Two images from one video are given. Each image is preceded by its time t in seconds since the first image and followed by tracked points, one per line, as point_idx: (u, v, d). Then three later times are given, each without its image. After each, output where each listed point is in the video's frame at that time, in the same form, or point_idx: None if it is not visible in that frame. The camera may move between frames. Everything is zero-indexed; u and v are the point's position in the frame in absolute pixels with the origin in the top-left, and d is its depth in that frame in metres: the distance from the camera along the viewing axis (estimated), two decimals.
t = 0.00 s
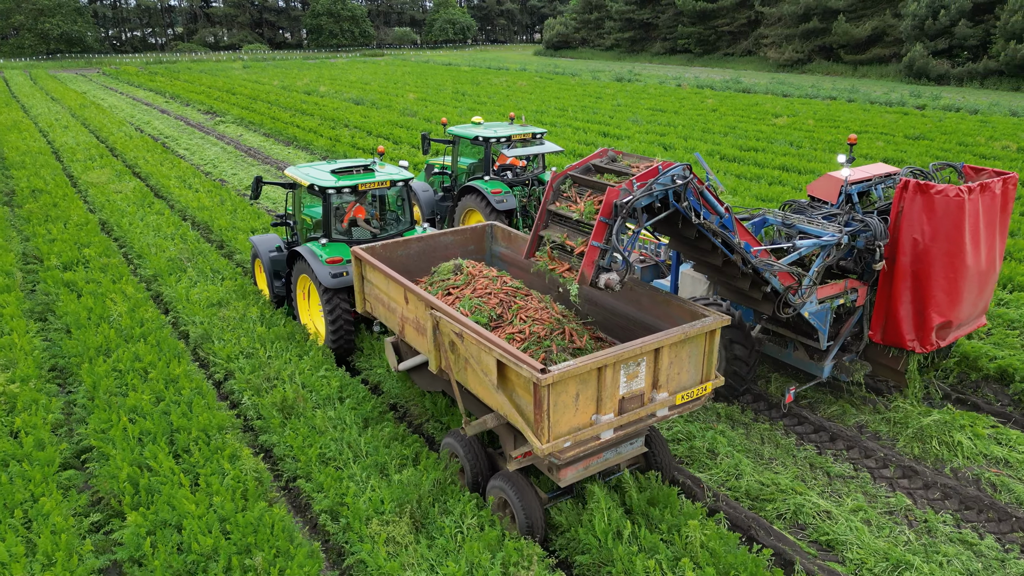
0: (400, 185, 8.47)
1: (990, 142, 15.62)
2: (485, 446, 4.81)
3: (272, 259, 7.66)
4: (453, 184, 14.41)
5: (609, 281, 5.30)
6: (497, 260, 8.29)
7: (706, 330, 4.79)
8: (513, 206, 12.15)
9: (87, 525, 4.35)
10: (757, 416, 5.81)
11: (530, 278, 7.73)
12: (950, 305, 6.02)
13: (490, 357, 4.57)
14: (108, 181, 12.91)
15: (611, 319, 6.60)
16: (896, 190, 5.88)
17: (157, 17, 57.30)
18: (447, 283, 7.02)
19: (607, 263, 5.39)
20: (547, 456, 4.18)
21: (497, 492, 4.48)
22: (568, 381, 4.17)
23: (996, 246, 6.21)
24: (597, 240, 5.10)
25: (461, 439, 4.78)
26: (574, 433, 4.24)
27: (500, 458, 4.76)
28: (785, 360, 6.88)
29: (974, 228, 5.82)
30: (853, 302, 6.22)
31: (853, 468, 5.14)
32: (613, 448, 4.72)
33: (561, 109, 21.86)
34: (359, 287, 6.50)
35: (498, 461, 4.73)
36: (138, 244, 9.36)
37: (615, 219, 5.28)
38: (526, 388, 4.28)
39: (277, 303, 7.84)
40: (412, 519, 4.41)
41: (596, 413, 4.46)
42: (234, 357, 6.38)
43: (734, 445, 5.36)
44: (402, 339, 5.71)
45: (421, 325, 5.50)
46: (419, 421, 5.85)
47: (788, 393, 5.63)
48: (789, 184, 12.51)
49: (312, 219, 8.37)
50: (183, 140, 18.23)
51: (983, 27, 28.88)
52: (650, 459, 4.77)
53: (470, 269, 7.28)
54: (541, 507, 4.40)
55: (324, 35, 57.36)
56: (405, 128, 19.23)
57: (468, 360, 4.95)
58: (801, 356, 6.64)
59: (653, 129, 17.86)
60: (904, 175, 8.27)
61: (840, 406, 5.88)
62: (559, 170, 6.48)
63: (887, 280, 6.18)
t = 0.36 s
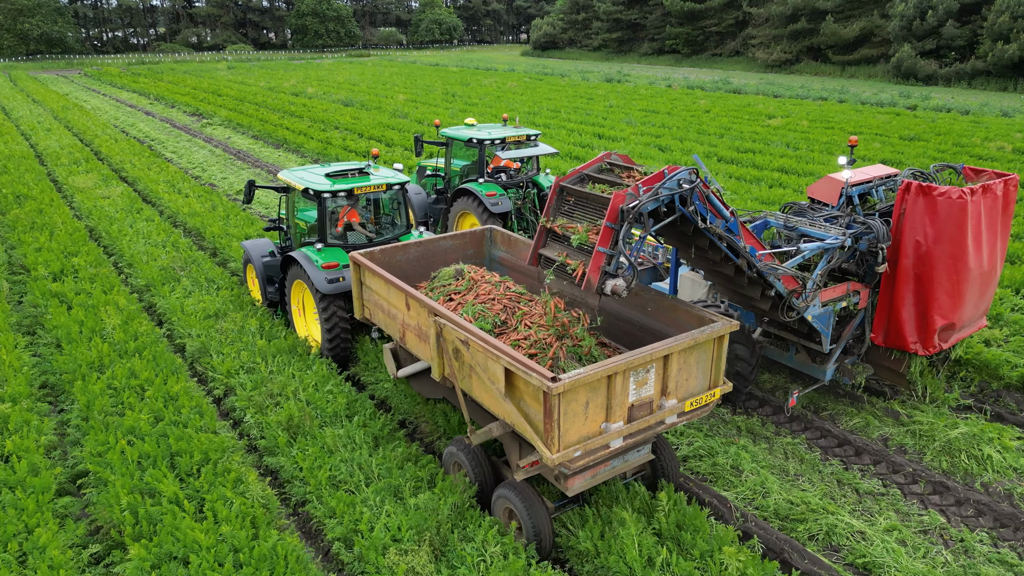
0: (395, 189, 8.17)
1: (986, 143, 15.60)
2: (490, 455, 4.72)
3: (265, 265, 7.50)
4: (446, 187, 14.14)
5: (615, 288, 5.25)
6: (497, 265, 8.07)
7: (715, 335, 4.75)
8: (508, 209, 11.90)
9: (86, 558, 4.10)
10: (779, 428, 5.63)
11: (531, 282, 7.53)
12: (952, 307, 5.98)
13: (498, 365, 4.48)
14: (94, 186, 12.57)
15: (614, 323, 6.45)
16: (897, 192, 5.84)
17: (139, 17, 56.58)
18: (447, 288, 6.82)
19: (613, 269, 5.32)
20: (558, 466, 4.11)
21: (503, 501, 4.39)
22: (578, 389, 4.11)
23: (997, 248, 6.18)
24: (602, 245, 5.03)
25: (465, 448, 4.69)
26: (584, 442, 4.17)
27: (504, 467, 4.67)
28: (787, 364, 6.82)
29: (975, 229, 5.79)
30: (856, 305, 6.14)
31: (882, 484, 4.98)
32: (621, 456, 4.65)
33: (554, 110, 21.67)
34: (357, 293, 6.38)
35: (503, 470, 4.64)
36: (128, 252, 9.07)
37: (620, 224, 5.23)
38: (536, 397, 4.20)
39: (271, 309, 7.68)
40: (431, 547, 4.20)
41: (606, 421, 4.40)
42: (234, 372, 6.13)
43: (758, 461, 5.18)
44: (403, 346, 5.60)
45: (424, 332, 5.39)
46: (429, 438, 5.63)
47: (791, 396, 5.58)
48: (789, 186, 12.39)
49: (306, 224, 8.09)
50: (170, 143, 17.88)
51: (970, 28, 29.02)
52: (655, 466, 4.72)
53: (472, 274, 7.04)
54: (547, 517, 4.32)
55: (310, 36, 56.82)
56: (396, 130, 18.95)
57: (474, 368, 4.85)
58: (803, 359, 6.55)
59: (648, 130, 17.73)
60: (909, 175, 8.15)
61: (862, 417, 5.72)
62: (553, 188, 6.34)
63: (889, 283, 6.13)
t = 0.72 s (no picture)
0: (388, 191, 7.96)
1: (977, 144, 15.61)
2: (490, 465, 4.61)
3: (253, 271, 7.28)
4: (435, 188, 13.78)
5: (617, 291, 5.19)
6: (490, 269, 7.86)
7: (717, 340, 4.68)
8: (500, 211, 11.60)
9: None
10: (796, 441, 5.47)
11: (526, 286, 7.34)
12: (950, 309, 5.95)
13: (500, 374, 4.34)
14: (75, 191, 12.19)
15: (611, 327, 6.34)
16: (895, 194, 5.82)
17: (116, 17, 55.63)
18: (442, 292, 6.65)
19: (614, 272, 5.27)
20: (563, 476, 4.00)
21: (504, 511, 4.31)
22: (583, 398, 4.02)
23: (993, 250, 6.17)
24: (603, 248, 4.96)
25: (464, 457, 4.61)
26: (589, 452, 4.08)
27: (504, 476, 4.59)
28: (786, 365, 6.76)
29: (974, 231, 5.76)
30: (853, 307, 6.12)
31: (908, 500, 4.83)
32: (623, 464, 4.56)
33: (543, 111, 21.47)
34: (349, 300, 6.24)
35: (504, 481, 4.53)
36: (113, 261, 8.75)
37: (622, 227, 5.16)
38: (539, 406, 4.09)
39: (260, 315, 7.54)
40: None
41: (610, 430, 4.30)
42: (229, 388, 5.88)
43: (780, 477, 5.00)
44: (398, 353, 5.45)
45: (420, 339, 5.25)
46: (436, 455, 5.41)
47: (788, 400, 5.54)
48: (786, 188, 12.29)
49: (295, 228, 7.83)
50: (152, 146, 17.49)
51: (953, 28, 29.23)
52: (657, 474, 4.64)
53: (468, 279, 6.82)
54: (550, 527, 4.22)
55: (291, 36, 56.19)
56: (384, 132, 18.65)
57: (472, 377, 4.73)
58: (801, 361, 6.48)
59: (639, 131, 17.59)
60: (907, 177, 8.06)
61: (882, 428, 5.57)
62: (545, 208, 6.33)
63: (886, 284, 6.11)
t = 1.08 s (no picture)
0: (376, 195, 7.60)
1: (967, 144, 15.62)
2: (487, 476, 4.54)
3: (238, 277, 7.19)
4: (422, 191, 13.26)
5: (620, 298, 5.04)
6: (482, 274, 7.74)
7: (720, 346, 4.63)
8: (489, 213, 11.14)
9: None
10: (816, 454, 5.29)
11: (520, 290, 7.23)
12: (946, 310, 5.83)
13: (500, 383, 4.26)
14: (53, 197, 11.79)
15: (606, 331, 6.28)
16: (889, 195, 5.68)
17: (91, 17, 54.59)
18: (434, 298, 6.57)
19: (617, 278, 5.08)
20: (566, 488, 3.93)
21: (503, 522, 4.21)
22: (586, 408, 3.94)
23: (988, 250, 6.04)
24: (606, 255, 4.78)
25: (460, 467, 4.49)
26: (591, 463, 4.00)
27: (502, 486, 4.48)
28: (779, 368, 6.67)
29: (969, 232, 5.65)
30: (849, 309, 6.05)
31: (936, 517, 4.66)
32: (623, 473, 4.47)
33: (530, 113, 21.27)
34: (340, 305, 6.11)
35: (501, 492, 4.46)
36: (95, 271, 8.41)
37: (624, 232, 4.99)
38: (540, 417, 4.02)
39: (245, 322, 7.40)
40: None
41: (612, 439, 4.23)
42: (223, 407, 5.59)
43: (803, 494, 4.81)
44: (391, 361, 5.35)
45: (414, 348, 5.13)
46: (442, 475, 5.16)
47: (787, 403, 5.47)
48: (781, 190, 12.18)
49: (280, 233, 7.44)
50: (132, 150, 17.05)
51: (935, 29, 29.44)
52: (657, 482, 4.57)
53: (461, 284, 6.75)
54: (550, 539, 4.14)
55: (270, 36, 55.48)
56: (370, 134, 18.33)
57: (469, 386, 4.63)
58: (796, 364, 6.40)
59: (629, 133, 17.45)
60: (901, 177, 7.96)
61: (902, 440, 5.41)
62: (539, 225, 5.94)
63: (882, 285, 5.97)
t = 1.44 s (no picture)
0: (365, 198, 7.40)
1: (959, 145, 15.61)
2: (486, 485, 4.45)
3: (223, 283, 7.03)
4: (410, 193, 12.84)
5: (620, 306, 4.90)
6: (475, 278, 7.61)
7: (722, 351, 4.59)
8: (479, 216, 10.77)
9: None
10: (838, 469, 5.12)
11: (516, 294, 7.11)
12: (943, 312, 5.79)
13: (501, 392, 4.17)
14: (32, 204, 11.39)
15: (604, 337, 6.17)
16: (885, 196, 5.64)
17: (67, 17, 53.56)
18: (429, 304, 6.45)
19: (617, 286, 4.95)
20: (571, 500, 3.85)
21: (502, 534, 4.14)
22: (591, 417, 3.86)
23: (982, 251, 6.00)
24: (605, 264, 4.64)
25: (458, 478, 4.40)
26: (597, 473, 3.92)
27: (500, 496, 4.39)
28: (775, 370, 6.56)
29: (964, 233, 5.63)
30: (846, 311, 5.94)
31: (967, 535, 4.50)
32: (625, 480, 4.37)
33: (519, 113, 21.05)
34: (331, 312, 5.97)
35: (501, 502, 4.37)
36: (78, 281, 8.08)
37: (624, 239, 4.85)
38: (544, 426, 3.93)
39: (232, 329, 7.20)
40: None
41: (617, 448, 4.17)
42: (219, 426, 5.33)
43: (829, 512, 4.63)
44: (386, 369, 5.24)
45: (409, 356, 5.00)
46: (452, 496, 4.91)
47: (785, 408, 5.39)
48: (777, 192, 12.07)
49: (267, 237, 7.33)
50: (112, 153, 16.61)
51: (918, 29, 29.62)
52: (659, 490, 4.49)
53: (457, 289, 6.62)
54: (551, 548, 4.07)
55: (250, 36, 54.76)
56: (357, 136, 18.01)
57: (468, 395, 4.51)
58: (793, 367, 6.27)
59: (620, 134, 17.30)
60: (897, 177, 7.86)
61: (924, 452, 5.26)
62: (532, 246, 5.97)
63: (879, 287, 5.93)
